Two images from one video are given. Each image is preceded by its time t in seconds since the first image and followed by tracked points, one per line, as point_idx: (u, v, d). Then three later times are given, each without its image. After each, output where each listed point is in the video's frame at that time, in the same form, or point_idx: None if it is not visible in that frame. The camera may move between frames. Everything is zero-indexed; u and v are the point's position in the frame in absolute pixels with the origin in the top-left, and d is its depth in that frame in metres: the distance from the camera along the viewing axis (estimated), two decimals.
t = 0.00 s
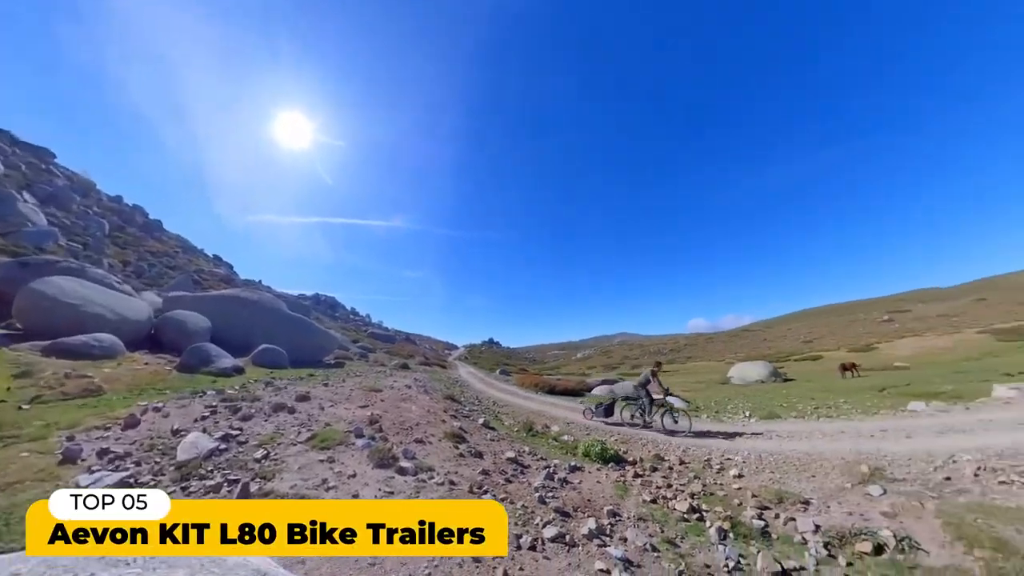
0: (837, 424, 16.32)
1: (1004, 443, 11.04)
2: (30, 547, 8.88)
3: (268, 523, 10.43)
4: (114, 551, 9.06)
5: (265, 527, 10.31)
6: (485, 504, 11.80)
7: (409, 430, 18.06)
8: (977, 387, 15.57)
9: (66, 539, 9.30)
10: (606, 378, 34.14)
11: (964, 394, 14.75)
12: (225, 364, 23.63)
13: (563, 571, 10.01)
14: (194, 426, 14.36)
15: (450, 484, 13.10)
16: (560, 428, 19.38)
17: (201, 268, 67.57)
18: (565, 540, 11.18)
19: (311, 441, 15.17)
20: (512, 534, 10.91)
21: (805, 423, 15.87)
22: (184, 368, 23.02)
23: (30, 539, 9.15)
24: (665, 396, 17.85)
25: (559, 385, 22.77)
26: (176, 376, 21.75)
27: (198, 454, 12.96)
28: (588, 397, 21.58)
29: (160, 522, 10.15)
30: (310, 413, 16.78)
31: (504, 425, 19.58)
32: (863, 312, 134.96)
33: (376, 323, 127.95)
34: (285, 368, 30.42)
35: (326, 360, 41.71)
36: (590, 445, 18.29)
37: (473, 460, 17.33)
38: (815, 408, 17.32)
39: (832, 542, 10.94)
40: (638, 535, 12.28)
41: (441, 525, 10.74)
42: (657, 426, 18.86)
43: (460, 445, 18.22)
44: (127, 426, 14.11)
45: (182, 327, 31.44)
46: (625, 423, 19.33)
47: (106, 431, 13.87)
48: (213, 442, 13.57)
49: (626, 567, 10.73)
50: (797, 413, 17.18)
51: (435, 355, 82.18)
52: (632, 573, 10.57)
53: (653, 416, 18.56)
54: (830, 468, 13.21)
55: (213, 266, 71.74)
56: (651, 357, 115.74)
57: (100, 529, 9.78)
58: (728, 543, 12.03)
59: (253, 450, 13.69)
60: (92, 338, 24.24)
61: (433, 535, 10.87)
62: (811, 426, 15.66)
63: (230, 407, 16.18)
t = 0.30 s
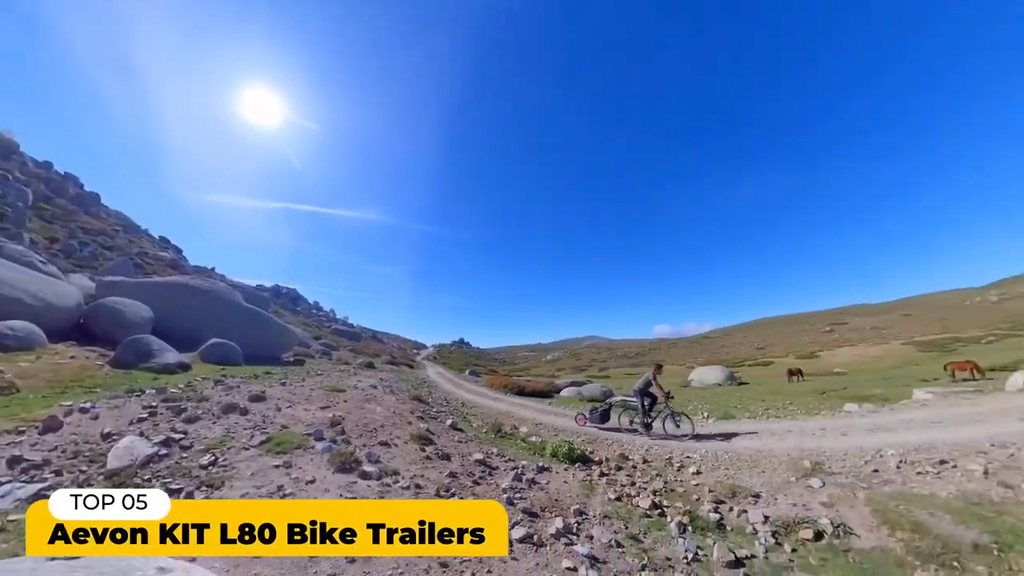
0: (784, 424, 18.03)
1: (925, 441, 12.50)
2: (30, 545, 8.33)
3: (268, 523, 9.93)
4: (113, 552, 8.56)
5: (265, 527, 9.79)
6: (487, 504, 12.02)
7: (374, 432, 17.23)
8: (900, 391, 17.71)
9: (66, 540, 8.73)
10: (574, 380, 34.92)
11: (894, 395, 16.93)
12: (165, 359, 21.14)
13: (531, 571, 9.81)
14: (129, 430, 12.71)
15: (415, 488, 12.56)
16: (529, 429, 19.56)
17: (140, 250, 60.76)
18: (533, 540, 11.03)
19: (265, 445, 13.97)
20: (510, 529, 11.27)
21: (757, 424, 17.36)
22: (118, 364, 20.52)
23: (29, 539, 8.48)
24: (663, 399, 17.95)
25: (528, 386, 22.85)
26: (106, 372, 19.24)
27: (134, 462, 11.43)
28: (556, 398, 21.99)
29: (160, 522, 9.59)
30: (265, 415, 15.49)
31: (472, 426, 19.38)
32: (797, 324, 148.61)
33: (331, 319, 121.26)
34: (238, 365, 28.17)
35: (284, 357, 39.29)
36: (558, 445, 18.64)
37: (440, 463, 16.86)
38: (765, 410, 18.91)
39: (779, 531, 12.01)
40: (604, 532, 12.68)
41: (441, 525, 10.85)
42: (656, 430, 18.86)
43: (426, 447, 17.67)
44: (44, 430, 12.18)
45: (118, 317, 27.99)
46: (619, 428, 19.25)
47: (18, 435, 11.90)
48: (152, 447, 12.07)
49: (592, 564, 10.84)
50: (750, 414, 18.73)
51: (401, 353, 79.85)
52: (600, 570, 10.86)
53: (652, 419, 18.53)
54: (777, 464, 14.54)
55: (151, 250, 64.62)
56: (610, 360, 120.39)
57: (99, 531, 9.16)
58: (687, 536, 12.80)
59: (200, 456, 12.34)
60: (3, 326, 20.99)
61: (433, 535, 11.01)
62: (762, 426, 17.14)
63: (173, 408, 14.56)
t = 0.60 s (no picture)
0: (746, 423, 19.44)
1: (868, 439, 13.70)
2: (28, 547, 7.82)
3: (268, 523, 9.63)
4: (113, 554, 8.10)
5: (265, 526, 9.51)
6: (485, 502, 12.16)
7: (341, 434, 16.43)
8: (848, 394, 19.42)
9: (66, 540, 8.21)
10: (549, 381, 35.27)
11: (840, 397, 18.69)
12: (107, 353, 19.10)
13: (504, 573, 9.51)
14: (63, 433, 11.28)
15: (385, 492, 12.06)
16: (502, 430, 19.54)
17: (84, 228, 55.10)
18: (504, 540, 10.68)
19: (222, 449, 12.90)
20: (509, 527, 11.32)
21: (721, 424, 18.46)
22: (51, 358, 18.29)
23: (30, 539, 8.04)
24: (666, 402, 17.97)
25: (502, 387, 22.76)
26: (37, 365, 17.15)
27: (68, 469, 10.07)
28: (530, 399, 22.11)
29: (160, 522, 9.12)
30: (222, 416, 14.32)
31: (444, 427, 19.02)
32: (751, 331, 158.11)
33: (296, 313, 115.37)
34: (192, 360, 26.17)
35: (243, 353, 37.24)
36: (531, 446, 18.77)
37: (412, 465, 16.33)
38: (729, 411, 20.13)
39: (739, 524, 12.85)
40: (575, 531, 12.93)
41: (441, 525, 10.69)
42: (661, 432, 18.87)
43: (397, 449, 17.06)
44: None
45: (52, 306, 24.91)
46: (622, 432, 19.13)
47: None
48: (90, 453, 10.74)
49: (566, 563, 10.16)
50: (716, 414, 19.93)
51: (371, 351, 77.13)
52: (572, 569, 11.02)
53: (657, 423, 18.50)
54: (738, 462, 15.53)
55: (96, 229, 58.75)
56: (579, 362, 122.96)
57: (102, 529, 8.76)
58: (656, 532, 13.35)
59: (147, 461, 11.14)
60: None
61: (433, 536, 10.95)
62: (726, 425, 18.25)
63: (115, 409, 13.13)
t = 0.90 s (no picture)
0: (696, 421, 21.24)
1: (814, 437, 15.03)
2: (27, 548, 7.39)
3: (268, 523, 9.28)
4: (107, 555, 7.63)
5: (265, 527, 9.14)
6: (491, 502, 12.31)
7: (302, 436, 15.39)
8: (798, 397, 21.15)
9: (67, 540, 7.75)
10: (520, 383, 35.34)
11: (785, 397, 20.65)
12: (29, 343, 16.87)
13: None
14: None
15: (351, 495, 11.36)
16: (473, 432, 19.34)
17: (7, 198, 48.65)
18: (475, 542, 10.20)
19: (168, 454, 11.62)
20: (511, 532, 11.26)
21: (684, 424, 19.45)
22: None
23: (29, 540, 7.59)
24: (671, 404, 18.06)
25: (474, 388, 22.50)
26: None
27: None
28: (500, 399, 22.02)
29: (161, 521, 8.63)
30: (167, 418, 12.94)
31: (412, 429, 18.44)
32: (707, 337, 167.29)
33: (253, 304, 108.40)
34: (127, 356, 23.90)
35: (194, 348, 34.91)
36: (502, 447, 18.74)
37: (378, 469, 15.57)
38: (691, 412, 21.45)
39: (700, 518, 13.67)
40: (545, 531, 12.99)
41: (441, 525, 10.25)
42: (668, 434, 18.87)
43: (363, 452, 16.21)
44: None
45: None
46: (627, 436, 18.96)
47: None
48: (6, 459, 9.27)
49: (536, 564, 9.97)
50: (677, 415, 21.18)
51: (334, 348, 73.34)
52: (541, 568, 11.00)
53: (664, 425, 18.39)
54: (698, 459, 16.48)
55: (24, 201, 52.14)
56: (548, 365, 124.71)
57: (100, 529, 8.29)
58: (622, 528, 13.80)
59: (78, 469, 9.77)
60: None
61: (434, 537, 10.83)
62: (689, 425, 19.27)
63: (39, 409, 11.51)
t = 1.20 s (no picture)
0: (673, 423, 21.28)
1: (776, 436, 16.08)
2: (29, 547, 7.08)
3: (268, 523, 9.63)
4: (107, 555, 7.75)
5: (265, 526, 9.49)
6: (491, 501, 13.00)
7: (266, 438, 14.43)
8: (762, 399, 22.42)
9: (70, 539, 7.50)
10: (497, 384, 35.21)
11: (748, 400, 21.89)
12: None
13: None
14: None
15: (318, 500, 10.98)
16: (447, 433, 19.01)
17: None
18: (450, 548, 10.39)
19: (114, 459, 10.49)
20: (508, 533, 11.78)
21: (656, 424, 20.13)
22: None
23: (29, 537, 7.31)
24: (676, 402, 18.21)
25: (449, 388, 22.16)
26: None
27: None
28: (477, 400, 21.79)
29: (161, 521, 8.90)
30: (114, 420, 11.76)
31: (385, 430, 17.83)
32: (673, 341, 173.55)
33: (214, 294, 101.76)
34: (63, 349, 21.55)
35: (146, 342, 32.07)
36: (477, 448, 18.57)
37: (348, 473, 14.85)
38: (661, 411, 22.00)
39: (670, 515, 14.26)
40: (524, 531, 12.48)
41: (441, 525, 11.14)
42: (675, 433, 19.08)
43: (332, 455, 15.43)
44: None
45: None
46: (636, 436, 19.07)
47: None
48: None
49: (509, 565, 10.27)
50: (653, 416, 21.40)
51: (303, 346, 70.14)
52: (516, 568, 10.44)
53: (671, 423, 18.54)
54: (668, 458, 17.18)
55: None
56: (524, 365, 125.60)
57: (100, 530, 8.33)
58: (596, 526, 14.09)
59: (6, 477, 8.65)
60: None
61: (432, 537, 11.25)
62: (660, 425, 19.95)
63: None
